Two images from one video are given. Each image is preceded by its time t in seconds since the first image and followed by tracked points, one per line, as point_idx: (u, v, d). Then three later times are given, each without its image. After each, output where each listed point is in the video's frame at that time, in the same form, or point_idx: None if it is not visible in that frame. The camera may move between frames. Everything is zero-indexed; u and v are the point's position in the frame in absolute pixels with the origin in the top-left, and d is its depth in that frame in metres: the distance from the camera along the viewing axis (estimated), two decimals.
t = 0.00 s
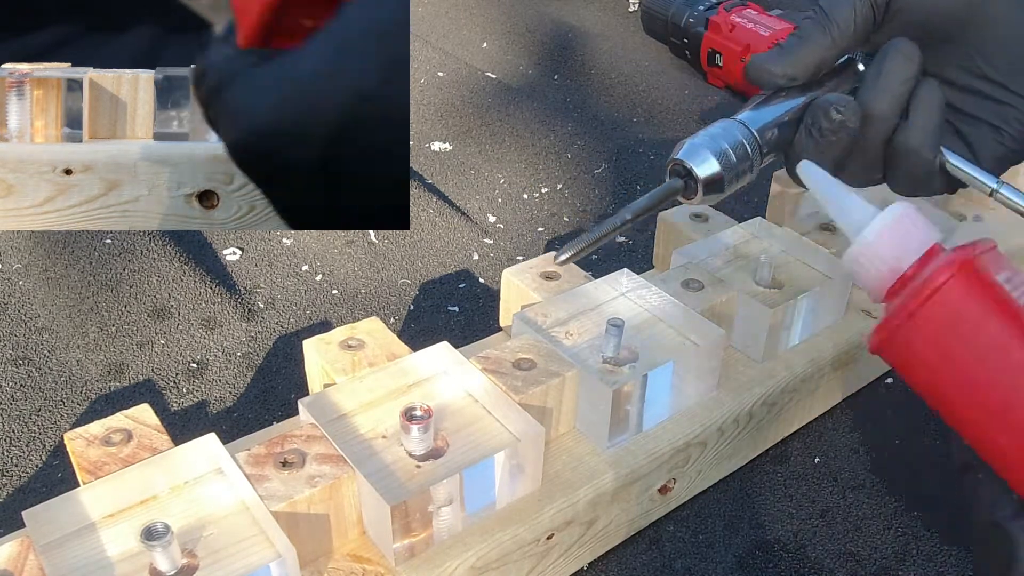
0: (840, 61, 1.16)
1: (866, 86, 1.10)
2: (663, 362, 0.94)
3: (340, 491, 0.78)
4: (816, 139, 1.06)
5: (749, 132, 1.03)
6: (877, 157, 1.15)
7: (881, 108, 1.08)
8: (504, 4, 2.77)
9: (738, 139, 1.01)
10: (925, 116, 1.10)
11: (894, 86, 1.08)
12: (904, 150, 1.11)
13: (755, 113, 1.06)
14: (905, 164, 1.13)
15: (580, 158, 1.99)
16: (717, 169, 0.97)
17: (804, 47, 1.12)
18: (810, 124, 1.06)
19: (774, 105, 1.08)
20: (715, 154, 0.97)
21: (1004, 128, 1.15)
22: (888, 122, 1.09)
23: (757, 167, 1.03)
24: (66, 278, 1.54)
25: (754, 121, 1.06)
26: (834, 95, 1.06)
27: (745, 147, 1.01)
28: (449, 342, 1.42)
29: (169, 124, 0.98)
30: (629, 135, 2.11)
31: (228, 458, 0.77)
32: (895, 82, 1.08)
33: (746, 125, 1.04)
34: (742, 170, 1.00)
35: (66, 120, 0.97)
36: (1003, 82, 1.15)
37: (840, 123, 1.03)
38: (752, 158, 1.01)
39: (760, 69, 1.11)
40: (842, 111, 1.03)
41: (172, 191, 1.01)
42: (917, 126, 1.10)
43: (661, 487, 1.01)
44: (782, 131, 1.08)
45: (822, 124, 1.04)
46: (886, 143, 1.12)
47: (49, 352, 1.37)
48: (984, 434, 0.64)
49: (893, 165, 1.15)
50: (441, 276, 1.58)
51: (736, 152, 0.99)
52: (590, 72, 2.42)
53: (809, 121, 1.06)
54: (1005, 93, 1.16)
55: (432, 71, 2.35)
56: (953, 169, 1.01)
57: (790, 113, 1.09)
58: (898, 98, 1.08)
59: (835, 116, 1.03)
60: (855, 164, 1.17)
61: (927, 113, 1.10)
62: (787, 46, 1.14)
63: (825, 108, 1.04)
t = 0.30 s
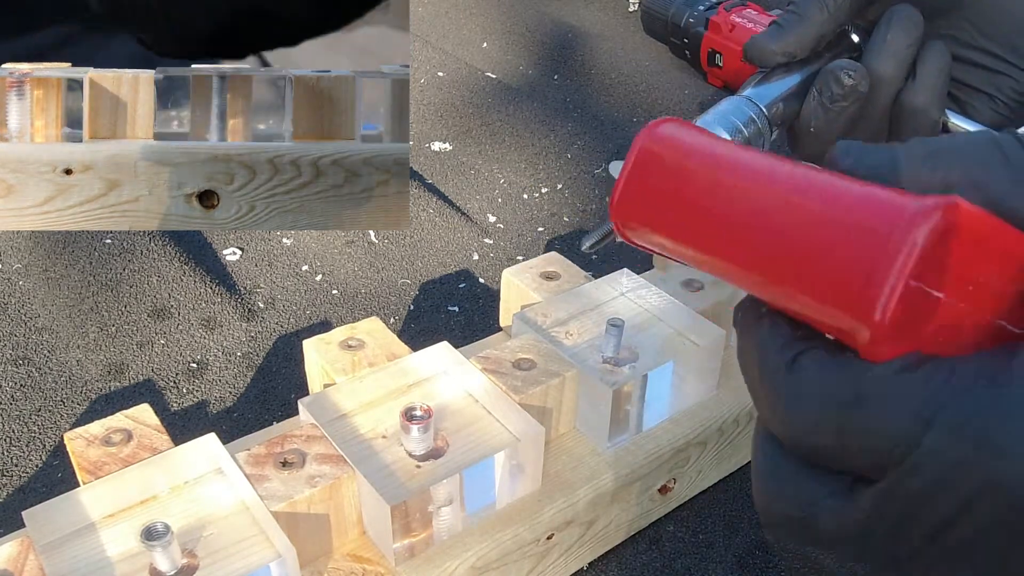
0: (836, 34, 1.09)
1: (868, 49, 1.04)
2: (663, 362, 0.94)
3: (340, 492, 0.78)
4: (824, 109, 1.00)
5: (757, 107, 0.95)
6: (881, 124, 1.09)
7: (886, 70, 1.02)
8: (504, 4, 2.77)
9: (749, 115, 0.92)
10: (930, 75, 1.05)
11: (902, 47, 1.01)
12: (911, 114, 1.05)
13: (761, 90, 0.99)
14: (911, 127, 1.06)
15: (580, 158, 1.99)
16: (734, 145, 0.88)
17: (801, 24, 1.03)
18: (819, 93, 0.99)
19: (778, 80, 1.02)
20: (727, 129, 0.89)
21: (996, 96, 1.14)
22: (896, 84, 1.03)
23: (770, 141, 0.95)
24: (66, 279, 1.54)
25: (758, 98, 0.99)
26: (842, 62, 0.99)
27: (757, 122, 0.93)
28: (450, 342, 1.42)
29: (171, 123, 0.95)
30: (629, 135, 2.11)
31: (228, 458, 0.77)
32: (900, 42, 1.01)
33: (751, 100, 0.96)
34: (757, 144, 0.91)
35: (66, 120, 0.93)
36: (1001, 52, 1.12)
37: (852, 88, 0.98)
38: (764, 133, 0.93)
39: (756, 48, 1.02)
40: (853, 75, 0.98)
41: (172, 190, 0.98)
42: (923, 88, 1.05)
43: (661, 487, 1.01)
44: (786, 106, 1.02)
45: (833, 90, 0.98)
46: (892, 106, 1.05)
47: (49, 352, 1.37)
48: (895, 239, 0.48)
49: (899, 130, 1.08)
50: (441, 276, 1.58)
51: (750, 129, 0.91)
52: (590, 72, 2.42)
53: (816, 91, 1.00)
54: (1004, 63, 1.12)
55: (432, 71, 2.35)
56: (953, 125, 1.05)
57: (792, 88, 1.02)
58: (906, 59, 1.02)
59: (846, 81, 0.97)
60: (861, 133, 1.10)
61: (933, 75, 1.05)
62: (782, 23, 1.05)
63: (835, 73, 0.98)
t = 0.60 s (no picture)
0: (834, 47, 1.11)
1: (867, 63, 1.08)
2: (663, 362, 0.94)
3: (340, 491, 0.78)
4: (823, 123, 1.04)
5: (758, 122, 1.00)
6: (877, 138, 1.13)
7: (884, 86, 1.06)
8: (504, 4, 2.77)
9: (748, 130, 0.98)
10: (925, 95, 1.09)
11: (899, 62, 1.05)
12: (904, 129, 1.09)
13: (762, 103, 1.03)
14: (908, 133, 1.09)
15: (580, 158, 1.99)
16: (735, 159, 0.95)
17: (804, 40, 1.07)
18: (819, 108, 1.04)
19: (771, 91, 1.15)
20: (730, 143, 0.95)
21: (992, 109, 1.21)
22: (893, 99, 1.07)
23: (769, 154, 1.01)
24: (66, 279, 1.54)
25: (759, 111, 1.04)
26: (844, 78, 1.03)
27: (756, 137, 0.98)
28: (449, 343, 1.42)
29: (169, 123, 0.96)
30: (629, 135, 2.11)
31: (228, 458, 0.77)
32: (899, 59, 1.05)
33: (752, 115, 1.02)
34: (756, 158, 0.97)
35: (66, 119, 0.93)
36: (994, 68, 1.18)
37: (851, 105, 1.01)
38: (764, 147, 0.99)
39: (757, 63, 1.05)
40: (853, 92, 1.02)
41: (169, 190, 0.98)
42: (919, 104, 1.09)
43: (661, 487, 1.01)
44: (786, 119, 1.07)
45: (832, 106, 1.02)
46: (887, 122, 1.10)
47: (49, 352, 1.38)
48: (854, 207, 0.51)
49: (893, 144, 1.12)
50: (441, 276, 1.58)
51: (749, 143, 0.97)
52: (590, 72, 2.42)
53: (816, 105, 1.04)
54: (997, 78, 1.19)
55: (432, 71, 2.35)
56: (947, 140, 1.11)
57: (791, 102, 1.07)
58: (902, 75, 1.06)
59: (843, 100, 1.01)
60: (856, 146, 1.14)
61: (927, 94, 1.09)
62: (786, 35, 1.08)
63: (836, 90, 1.01)
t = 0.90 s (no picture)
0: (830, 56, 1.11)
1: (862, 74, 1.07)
2: (663, 362, 0.94)
3: (340, 491, 0.78)
4: (820, 133, 1.04)
5: (756, 133, 1.00)
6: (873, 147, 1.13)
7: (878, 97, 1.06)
8: (504, 4, 2.77)
9: (746, 142, 0.97)
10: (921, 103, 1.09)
11: (893, 73, 1.05)
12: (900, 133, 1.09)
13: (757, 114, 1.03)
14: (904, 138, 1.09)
15: (580, 158, 1.99)
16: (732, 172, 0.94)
17: (798, 51, 1.07)
18: (817, 119, 1.03)
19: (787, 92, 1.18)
20: (727, 155, 0.94)
21: (989, 117, 1.18)
22: (888, 109, 1.07)
23: (767, 165, 1.00)
24: (65, 279, 1.54)
25: (758, 122, 1.03)
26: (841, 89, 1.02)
27: (754, 149, 0.97)
28: (449, 343, 1.42)
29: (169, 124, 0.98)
30: (629, 135, 2.11)
31: (228, 458, 0.77)
32: (893, 70, 1.05)
33: (751, 126, 1.01)
34: (753, 170, 0.97)
35: (67, 119, 0.96)
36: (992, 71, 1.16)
37: (847, 115, 1.01)
38: (761, 159, 0.98)
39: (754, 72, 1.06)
40: (849, 103, 1.01)
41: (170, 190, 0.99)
42: (915, 113, 1.09)
43: (661, 487, 1.01)
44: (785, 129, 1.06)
45: (828, 117, 1.02)
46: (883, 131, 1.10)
47: (49, 352, 1.37)
48: (833, 238, 0.49)
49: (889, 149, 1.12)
50: (441, 276, 1.58)
51: (746, 155, 0.96)
52: (590, 72, 2.42)
53: (813, 117, 1.04)
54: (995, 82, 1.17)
55: (432, 71, 2.35)
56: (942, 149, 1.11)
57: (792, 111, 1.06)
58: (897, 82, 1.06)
59: (839, 110, 1.01)
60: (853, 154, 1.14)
61: (922, 101, 1.09)
62: (781, 47, 1.08)
63: (832, 101, 1.01)
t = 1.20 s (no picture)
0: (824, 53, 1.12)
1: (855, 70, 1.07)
2: (663, 362, 0.94)
3: (340, 491, 0.78)
4: (812, 128, 1.04)
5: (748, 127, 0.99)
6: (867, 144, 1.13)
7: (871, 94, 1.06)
8: (504, 4, 2.77)
9: (738, 136, 0.96)
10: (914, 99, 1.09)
11: (886, 70, 1.05)
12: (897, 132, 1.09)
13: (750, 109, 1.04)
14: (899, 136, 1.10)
15: (580, 158, 1.99)
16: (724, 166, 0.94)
17: (792, 46, 1.07)
18: (809, 114, 1.04)
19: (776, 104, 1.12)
20: (718, 149, 0.94)
21: (982, 113, 1.18)
22: (881, 105, 1.07)
23: (759, 159, 0.99)
24: (65, 278, 1.54)
25: (750, 118, 1.04)
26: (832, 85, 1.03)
27: (746, 143, 0.96)
28: (449, 343, 1.42)
29: (171, 124, 0.98)
30: (630, 135, 2.11)
31: (228, 458, 0.77)
32: (886, 67, 1.05)
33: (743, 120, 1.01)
34: (745, 164, 0.96)
35: (67, 119, 0.95)
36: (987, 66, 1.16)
37: (840, 110, 1.02)
38: (753, 153, 0.97)
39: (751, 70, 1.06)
40: (842, 98, 1.02)
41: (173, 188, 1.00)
42: (908, 110, 1.09)
43: (661, 487, 1.01)
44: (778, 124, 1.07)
45: (822, 112, 1.03)
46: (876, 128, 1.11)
47: (49, 352, 1.37)
48: (831, 247, 0.49)
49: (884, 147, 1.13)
50: (441, 276, 1.58)
51: (739, 150, 0.95)
52: (590, 72, 2.42)
53: (806, 112, 1.05)
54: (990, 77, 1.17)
55: (432, 71, 2.35)
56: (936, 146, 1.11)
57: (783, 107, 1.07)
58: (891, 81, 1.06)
59: (832, 105, 1.02)
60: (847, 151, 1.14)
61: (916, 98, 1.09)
62: (774, 42, 1.08)
63: (824, 96, 1.02)
